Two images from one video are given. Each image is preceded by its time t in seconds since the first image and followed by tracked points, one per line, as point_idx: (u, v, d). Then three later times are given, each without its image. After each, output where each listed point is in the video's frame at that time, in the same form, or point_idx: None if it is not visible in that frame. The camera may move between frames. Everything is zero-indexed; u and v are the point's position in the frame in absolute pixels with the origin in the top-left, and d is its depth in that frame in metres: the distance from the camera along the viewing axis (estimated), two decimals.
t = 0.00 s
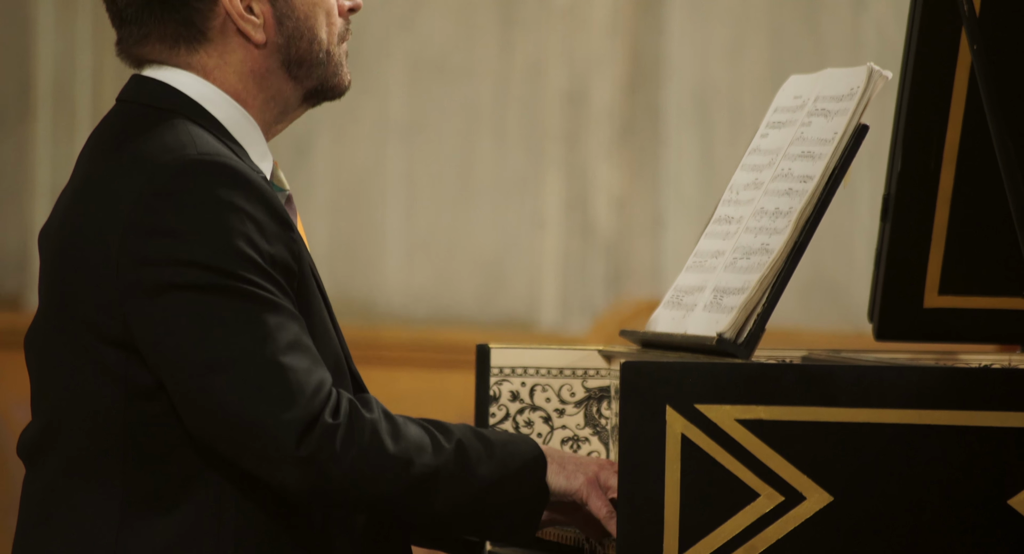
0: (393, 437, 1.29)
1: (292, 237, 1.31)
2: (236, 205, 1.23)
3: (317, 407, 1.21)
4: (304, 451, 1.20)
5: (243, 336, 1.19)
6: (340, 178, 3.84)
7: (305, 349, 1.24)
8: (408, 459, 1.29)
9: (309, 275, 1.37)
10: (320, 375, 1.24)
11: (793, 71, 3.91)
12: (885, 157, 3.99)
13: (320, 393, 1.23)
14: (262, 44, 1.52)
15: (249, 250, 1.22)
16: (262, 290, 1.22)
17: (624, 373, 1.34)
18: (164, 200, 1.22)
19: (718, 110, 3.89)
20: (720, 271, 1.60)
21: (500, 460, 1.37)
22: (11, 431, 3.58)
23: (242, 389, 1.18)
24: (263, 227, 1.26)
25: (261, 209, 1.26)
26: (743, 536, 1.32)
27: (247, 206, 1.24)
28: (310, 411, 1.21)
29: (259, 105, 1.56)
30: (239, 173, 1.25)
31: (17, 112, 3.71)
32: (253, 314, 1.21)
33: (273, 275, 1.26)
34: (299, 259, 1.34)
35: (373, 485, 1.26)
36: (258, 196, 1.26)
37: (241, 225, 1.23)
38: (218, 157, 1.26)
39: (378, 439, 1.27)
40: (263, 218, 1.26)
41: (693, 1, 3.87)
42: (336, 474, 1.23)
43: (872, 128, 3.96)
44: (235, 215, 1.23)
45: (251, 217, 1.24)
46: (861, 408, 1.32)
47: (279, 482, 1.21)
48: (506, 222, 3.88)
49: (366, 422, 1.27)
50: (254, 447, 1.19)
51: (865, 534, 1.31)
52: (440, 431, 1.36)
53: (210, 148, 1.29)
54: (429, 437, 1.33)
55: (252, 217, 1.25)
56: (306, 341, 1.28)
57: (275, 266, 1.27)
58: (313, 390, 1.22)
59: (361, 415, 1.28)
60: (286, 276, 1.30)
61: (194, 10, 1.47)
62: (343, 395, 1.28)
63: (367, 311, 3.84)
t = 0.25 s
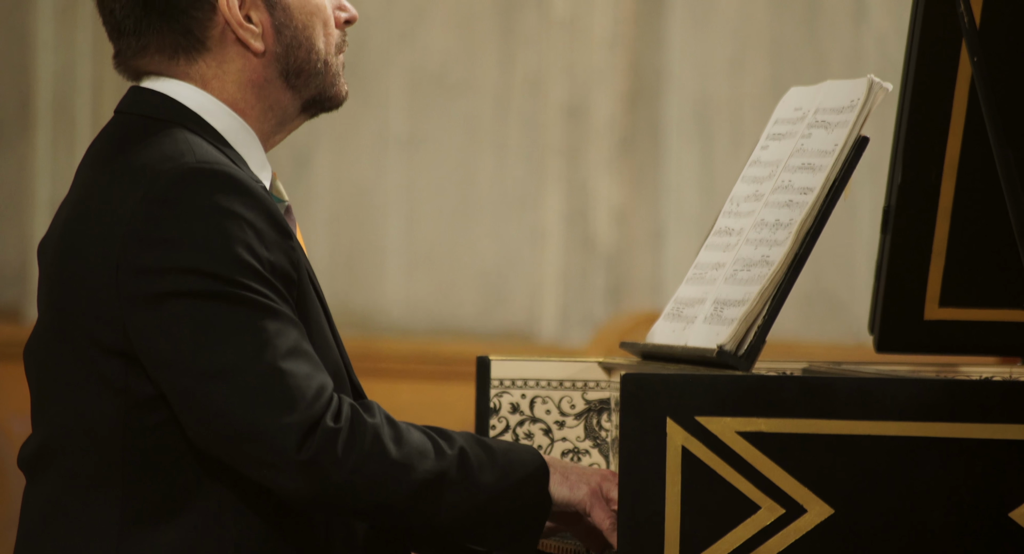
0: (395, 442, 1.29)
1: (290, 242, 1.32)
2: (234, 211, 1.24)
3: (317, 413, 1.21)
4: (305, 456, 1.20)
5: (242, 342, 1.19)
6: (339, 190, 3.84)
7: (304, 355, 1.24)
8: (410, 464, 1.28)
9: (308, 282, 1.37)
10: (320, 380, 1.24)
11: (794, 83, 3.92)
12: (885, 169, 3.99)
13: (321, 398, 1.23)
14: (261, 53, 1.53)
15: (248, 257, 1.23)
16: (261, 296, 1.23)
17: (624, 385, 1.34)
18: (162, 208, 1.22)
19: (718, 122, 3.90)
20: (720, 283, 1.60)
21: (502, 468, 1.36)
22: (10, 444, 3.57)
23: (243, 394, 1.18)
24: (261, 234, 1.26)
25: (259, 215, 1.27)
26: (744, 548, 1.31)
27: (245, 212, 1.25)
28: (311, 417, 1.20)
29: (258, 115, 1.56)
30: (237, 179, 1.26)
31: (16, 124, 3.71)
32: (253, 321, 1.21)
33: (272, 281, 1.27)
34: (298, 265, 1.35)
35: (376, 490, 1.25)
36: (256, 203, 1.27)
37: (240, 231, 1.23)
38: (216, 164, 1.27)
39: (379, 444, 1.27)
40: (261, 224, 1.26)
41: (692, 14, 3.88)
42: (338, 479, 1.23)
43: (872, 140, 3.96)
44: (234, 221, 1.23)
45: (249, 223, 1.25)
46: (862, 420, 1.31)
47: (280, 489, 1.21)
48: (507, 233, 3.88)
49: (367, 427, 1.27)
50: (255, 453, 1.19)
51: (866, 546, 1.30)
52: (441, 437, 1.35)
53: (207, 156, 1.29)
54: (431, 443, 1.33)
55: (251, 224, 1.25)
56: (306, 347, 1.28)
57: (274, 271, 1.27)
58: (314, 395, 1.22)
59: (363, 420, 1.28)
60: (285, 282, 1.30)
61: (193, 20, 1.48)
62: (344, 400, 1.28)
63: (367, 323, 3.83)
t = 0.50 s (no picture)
0: (402, 449, 1.29)
1: (293, 250, 1.33)
2: (238, 220, 1.25)
3: (323, 419, 1.21)
4: (311, 463, 1.20)
5: (247, 350, 1.20)
6: (340, 205, 3.85)
7: (310, 362, 1.24)
8: (417, 472, 1.28)
9: (310, 293, 1.38)
10: (326, 387, 1.24)
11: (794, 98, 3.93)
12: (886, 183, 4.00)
13: (327, 404, 1.23)
14: (265, 66, 1.54)
15: (252, 265, 1.24)
16: (265, 304, 1.23)
17: (625, 401, 1.33)
18: (166, 218, 1.24)
19: (719, 137, 3.91)
20: (721, 298, 1.60)
21: (506, 480, 1.36)
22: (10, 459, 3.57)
23: (248, 402, 1.18)
24: (266, 242, 1.27)
25: (263, 223, 1.28)
26: None
27: (249, 220, 1.26)
28: (317, 423, 1.20)
29: (261, 128, 1.57)
30: (240, 187, 1.27)
31: (16, 139, 3.72)
32: (258, 328, 1.21)
33: (276, 289, 1.27)
34: (302, 274, 1.35)
35: (382, 498, 1.25)
36: (259, 211, 1.28)
37: (244, 239, 1.24)
38: (219, 173, 1.27)
39: (387, 451, 1.26)
40: (265, 232, 1.27)
41: (692, 29, 3.89)
42: (345, 486, 1.22)
43: (872, 154, 3.96)
44: (238, 229, 1.24)
45: (253, 231, 1.26)
46: (863, 436, 1.31)
47: (287, 497, 1.20)
48: (509, 247, 3.88)
49: (373, 433, 1.27)
50: (260, 460, 1.19)
51: None
52: (447, 446, 1.35)
53: (211, 164, 1.30)
54: (436, 451, 1.33)
55: (255, 231, 1.26)
56: (311, 355, 1.28)
57: (278, 280, 1.28)
58: (320, 402, 1.22)
59: (369, 427, 1.27)
60: (288, 290, 1.31)
61: (197, 33, 1.50)
62: (350, 407, 1.28)
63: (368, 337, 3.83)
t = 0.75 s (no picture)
0: (407, 461, 1.32)
1: (299, 264, 1.38)
2: (245, 234, 1.30)
3: (328, 430, 1.25)
4: (316, 472, 1.24)
5: (252, 360, 1.25)
6: (341, 222, 3.85)
7: (314, 375, 1.29)
8: (420, 483, 1.31)
9: (316, 308, 1.43)
10: (331, 399, 1.29)
11: (796, 113, 3.93)
12: (888, 199, 4.00)
13: (332, 415, 1.27)
14: (275, 83, 1.57)
15: (259, 278, 1.29)
16: (272, 317, 1.28)
17: (627, 417, 1.32)
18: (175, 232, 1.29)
19: (721, 153, 3.91)
20: (723, 313, 1.60)
21: (509, 494, 1.37)
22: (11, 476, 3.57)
23: (254, 409, 1.23)
24: (272, 256, 1.32)
25: (270, 237, 1.33)
26: None
27: (256, 234, 1.32)
28: (322, 433, 1.25)
29: (268, 144, 1.60)
30: (248, 202, 1.33)
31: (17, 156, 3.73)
32: (264, 340, 1.26)
33: (282, 302, 1.32)
34: (308, 289, 1.41)
35: (386, 508, 1.28)
36: (266, 224, 1.33)
37: (251, 252, 1.30)
38: (226, 187, 1.33)
39: (391, 463, 1.30)
40: (272, 246, 1.33)
41: (693, 47, 3.91)
42: (348, 496, 1.26)
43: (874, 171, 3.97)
44: (245, 243, 1.30)
45: (261, 244, 1.32)
46: (866, 452, 1.30)
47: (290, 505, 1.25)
48: (510, 263, 3.88)
49: (378, 445, 1.31)
50: (265, 469, 1.24)
51: None
52: (451, 460, 1.38)
53: (217, 178, 1.36)
54: (441, 464, 1.36)
55: (262, 245, 1.32)
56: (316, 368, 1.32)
57: (284, 293, 1.33)
58: (325, 413, 1.26)
59: (374, 439, 1.31)
60: (294, 303, 1.36)
61: (208, 49, 1.53)
62: (355, 418, 1.32)
63: (369, 353, 3.83)
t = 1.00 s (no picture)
0: (415, 476, 1.32)
1: (304, 281, 1.40)
2: (251, 252, 1.32)
3: (335, 445, 1.27)
4: (325, 487, 1.26)
5: (259, 377, 1.26)
6: (341, 240, 3.85)
7: (321, 391, 1.31)
8: (429, 498, 1.31)
9: (320, 324, 1.44)
10: (338, 415, 1.30)
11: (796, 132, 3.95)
12: (889, 218, 4.00)
13: (339, 431, 1.29)
14: (286, 103, 1.60)
15: (264, 295, 1.31)
16: (278, 333, 1.30)
17: (627, 436, 1.32)
18: (179, 251, 1.31)
19: (721, 171, 3.92)
20: (725, 333, 1.59)
21: (519, 508, 1.36)
22: (10, 495, 3.56)
23: (260, 428, 1.25)
24: (277, 273, 1.34)
25: (275, 255, 1.35)
26: None
27: (262, 252, 1.33)
28: (329, 449, 1.26)
29: (275, 164, 1.62)
30: (253, 220, 1.35)
31: (18, 174, 3.73)
32: (270, 356, 1.28)
33: (288, 318, 1.34)
34: (314, 305, 1.42)
35: (394, 523, 1.29)
36: (271, 242, 1.35)
37: (257, 270, 1.32)
38: (231, 205, 1.35)
39: (399, 479, 1.31)
40: (277, 264, 1.35)
41: (693, 66, 3.93)
42: (357, 511, 1.27)
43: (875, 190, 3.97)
44: (250, 261, 1.32)
45: (266, 262, 1.33)
46: (868, 471, 1.30)
47: (299, 521, 1.26)
48: (511, 280, 3.88)
49: (386, 460, 1.31)
50: (274, 487, 1.25)
51: None
52: (461, 474, 1.37)
53: (222, 196, 1.37)
54: (450, 479, 1.35)
55: (268, 263, 1.34)
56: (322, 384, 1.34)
57: (290, 310, 1.35)
58: (332, 429, 1.28)
59: (382, 453, 1.32)
60: (300, 320, 1.38)
61: (220, 66, 1.56)
62: (363, 434, 1.33)
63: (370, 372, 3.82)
